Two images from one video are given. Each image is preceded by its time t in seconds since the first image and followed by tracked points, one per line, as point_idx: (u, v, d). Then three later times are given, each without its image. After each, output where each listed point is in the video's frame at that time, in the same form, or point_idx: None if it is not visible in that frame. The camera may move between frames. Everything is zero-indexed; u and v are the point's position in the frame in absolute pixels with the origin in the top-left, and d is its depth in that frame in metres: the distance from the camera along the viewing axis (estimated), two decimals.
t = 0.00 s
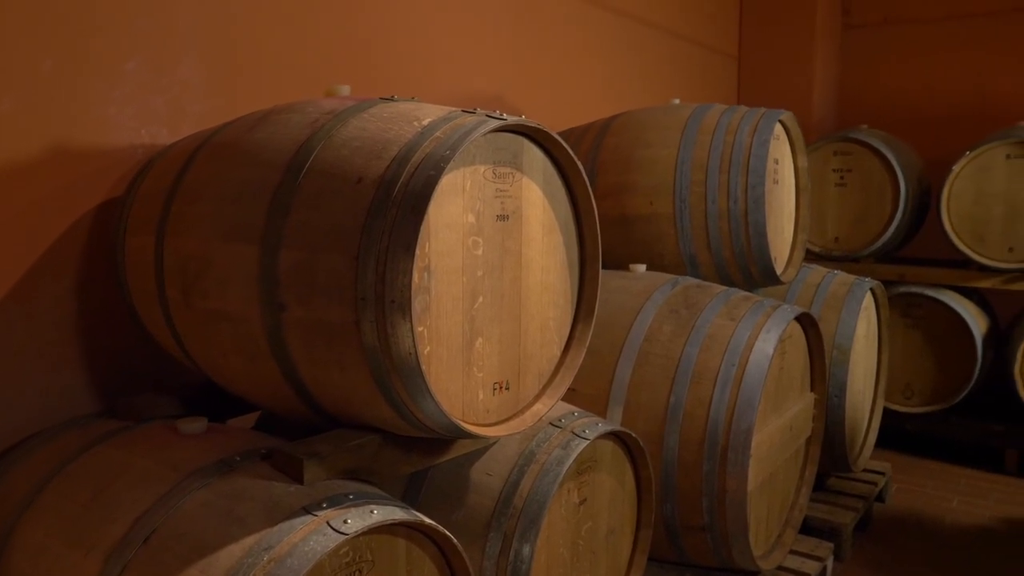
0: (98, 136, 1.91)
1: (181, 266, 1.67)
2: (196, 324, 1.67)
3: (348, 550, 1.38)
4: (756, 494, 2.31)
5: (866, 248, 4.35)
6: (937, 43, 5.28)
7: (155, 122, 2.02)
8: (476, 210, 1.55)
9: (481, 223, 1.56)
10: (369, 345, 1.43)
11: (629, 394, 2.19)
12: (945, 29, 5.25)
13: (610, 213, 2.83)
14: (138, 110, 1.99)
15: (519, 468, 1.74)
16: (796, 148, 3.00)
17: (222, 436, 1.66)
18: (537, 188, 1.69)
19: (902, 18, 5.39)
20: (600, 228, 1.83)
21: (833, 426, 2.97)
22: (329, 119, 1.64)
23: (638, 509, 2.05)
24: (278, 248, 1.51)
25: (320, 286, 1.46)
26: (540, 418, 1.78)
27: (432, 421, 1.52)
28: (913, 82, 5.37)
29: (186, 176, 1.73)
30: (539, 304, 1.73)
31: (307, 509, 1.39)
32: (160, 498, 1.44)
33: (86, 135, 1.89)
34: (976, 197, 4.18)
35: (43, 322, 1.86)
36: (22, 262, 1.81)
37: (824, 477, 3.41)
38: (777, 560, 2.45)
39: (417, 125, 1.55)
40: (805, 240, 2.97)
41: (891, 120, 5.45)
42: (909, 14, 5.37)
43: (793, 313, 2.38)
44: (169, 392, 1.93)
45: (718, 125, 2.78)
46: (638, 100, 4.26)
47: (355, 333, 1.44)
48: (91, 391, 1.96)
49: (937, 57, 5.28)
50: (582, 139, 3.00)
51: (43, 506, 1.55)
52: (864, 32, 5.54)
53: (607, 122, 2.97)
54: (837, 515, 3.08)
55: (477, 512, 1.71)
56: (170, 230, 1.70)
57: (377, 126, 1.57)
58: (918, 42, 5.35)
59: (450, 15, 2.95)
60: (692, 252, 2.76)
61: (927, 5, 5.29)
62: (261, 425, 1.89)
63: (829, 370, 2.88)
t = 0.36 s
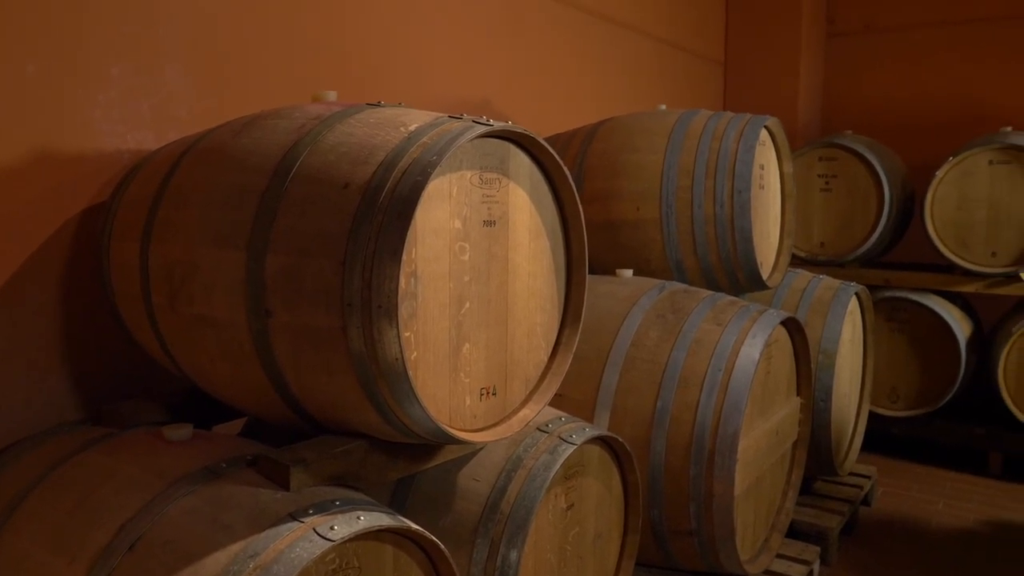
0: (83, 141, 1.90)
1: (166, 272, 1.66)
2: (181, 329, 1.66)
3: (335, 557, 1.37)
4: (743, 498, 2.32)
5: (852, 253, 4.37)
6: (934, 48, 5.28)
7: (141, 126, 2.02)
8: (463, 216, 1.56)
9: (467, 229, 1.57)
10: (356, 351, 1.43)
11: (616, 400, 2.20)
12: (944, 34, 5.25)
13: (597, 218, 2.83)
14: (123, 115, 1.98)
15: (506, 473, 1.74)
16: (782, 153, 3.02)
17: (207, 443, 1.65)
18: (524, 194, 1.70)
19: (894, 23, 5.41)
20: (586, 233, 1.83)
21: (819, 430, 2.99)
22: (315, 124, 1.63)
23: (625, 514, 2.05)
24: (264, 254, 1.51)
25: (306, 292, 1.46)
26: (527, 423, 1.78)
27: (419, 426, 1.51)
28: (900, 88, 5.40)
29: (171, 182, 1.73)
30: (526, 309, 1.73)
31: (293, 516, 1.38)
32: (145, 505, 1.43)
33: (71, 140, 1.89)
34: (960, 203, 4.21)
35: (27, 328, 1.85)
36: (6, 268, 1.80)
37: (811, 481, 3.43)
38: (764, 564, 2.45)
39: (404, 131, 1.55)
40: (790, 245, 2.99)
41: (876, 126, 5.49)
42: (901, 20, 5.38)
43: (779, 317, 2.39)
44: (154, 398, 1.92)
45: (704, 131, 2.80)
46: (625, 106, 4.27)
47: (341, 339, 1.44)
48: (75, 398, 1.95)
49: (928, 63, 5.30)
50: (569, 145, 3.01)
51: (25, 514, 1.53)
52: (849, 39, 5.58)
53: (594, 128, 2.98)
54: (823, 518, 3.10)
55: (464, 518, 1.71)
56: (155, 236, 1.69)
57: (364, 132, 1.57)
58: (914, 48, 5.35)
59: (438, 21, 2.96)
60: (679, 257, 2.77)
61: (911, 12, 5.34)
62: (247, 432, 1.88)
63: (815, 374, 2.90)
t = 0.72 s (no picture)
0: (67, 146, 1.89)
1: (152, 277, 1.65)
2: (166, 334, 1.66)
3: (321, 562, 1.37)
4: (729, 502, 2.33)
5: (837, 257, 4.40)
6: (935, 51, 5.26)
7: (125, 131, 2.01)
8: (450, 221, 1.56)
9: (454, 233, 1.57)
10: (342, 356, 1.43)
11: (603, 403, 2.20)
12: (945, 38, 5.23)
13: (584, 223, 2.84)
14: (108, 120, 1.97)
15: (493, 478, 1.74)
16: (767, 158, 3.04)
17: (193, 448, 1.64)
18: (510, 198, 1.70)
19: (894, 28, 5.40)
20: (573, 238, 1.84)
21: (806, 433, 3.00)
22: (301, 129, 1.63)
23: (613, 518, 2.06)
24: (250, 260, 1.50)
25: (292, 297, 1.46)
26: (515, 427, 1.78)
27: (406, 431, 1.51)
28: (886, 93, 5.44)
29: (157, 186, 1.72)
30: (513, 313, 1.73)
31: (280, 522, 1.37)
32: (130, 511, 1.42)
33: (55, 145, 1.87)
34: (943, 207, 4.25)
35: (10, 333, 1.83)
36: None
37: (797, 484, 3.45)
38: (750, 567, 2.46)
39: (390, 135, 1.55)
40: (776, 249, 3.00)
41: (861, 131, 5.53)
42: (900, 25, 5.38)
43: (765, 321, 2.40)
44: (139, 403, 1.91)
45: (690, 136, 2.81)
46: (612, 111, 4.29)
47: (328, 344, 1.44)
48: (60, 403, 1.93)
49: (930, 66, 5.28)
50: (556, 149, 3.02)
51: (8, 520, 1.52)
52: (834, 45, 5.63)
53: (581, 133, 2.99)
54: (810, 521, 3.11)
55: (451, 523, 1.70)
56: (140, 240, 1.68)
57: (350, 136, 1.57)
58: (915, 51, 5.33)
59: (425, 26, 2.96)
60: (665, 260, 2.78)
61: (896, 18, 5.39)
62: (233, 437, 1.87)
63: (801, 377, 2.91)
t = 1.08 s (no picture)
0: (51, 149, 1.88)
1: (137, 280, 1.64)
2: (151, 338, 1.65)
3: (307, 568, 1.36)
4: (716, 504, 2.33)
5: (822, 260, 4.42)
6: (930, 53, 5.27)
7: (110, 134, 2.00)
8: (436, 224, 1.56)
9: (441, 237, 1.57)
10: (328, 359, 1.42)
11: (590, 406, 2.21)
12: (941, 41, 5.24)
13: (570, 226, 2.85)
14: (92, 122, 1.96)
15: (480, 481, 1.74)
16: (753, 162, 3.06)
17: (179, 453, 1.64)
18: (497, 202, 1.70)
19: (886, 33, 5.42)
20: (559, 241, 1.84)
21: (792, 435, 3.02)
22: (287, 132, 1.63)
23: (600, 521, 2.06)
24: (236, 263, 1.50)
25: (277, 301, 1.45)
26: (501, 431, 1.78)
27: (392, 435, 1.51)
28: (872, 97, 5.48)
29: (142, 189, 1.71)
30: (499, 317, 1.74)
31: (265, 526, 1.37)
32: (115, 516, 1.41)
33: (39, 148, 1.86)
34: (927, 210, 4.28)
35: None
36: None
37: (783, 486, 3.46)
38: (737, 569, 2.47)
39: (377, 139, 1.55)
40: (762, 252, 3.02)
41: (846, 135, 5.56)
42: (892, 30, 5.40)
43: (751, 324, 2.41)
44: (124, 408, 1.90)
45: (676, 140, 2.83)
46: (599, 114, 4.30)
47: (313, 348, 1.43)
48: (44, 408, 1.92)
49: (928, 68, 5.28)
50: (543, 152, 3.02)
51: None
52: (820, 49, 5.67)
53: (567, 136, 3.00)
54: (796, 523, 3.12)
55: (438, 526, 1.70)
56: (125, 244, 1.68)
57: (337, 140, 1.57)
58: (905, 55, 5.36)
59: (411, 30, 2.97)
60: (651, 263, 2.79)
61: (881, 23, 5.43)
62: (218, 441, 1.87)
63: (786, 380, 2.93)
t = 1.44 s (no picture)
0: (35, 150, 1.87)
1: (121, 282, 1.63)
2: (136, 341, 1.64)
3: (293, 571, 1.36)
4: (703, 505, 2.34)
5: (808, 261, 4.45)
6: (915, 55, 5.31)
7: (94, 135, 1.98)
8: (423, 226, 1.55)
9: (427, 239, 1.56)
10: (314, 361, 1.42)
11: (577, 407, 2.21)
12: (925, 43, 5.28)
13: (557, 228, 2.85)
14: (76, 123, 1.94)
15: (467, 483, 1.74)
16: (739, 163, 3.07)
17: (164, 456, 1.63)
18: (483, 204, 1.70)
19: (871, 35, 5.46)
20: (546, 242, 1.84)
21: (778, 435, 3.03)
22: (273, 133, 1.62)
23: (587, 523, 2.06)
24: (221, 265, 1.49)
25: (263, 302, 1.45)
26: (488, 432, 1.78)
27: (379, 437, 1.51)
28: (857, 99, 5.51)
29: (126, 191, 1.70)
30: (486, 319, 1.74)
31: (251, 529, 1.36)
32: (99, 520, 1.40)
33: (22, 149, 1.85)
34: (911, 212, 4.32)
35: None
36: None
37: (770, 486, 3.48)
38: (724, 570, 2.48)
39: (363, 140, 1.55)
40: (748, 253, 3.03)
41: (831, 137, 5.60)
42: (876, 33, 5.44)
43: (737, 325, 2.42)
44: (109, 411, 1.89)
45: (662, 142, 2.84)
46: (585, 116, 4.31)
47: (299, 350, 1.43)
48: (27, 412, 1.90)
49: (916, 70, 5.31)
50: (530, 154, 3.03)
51: None
52: (805, 52, 5.70)
53: (554, 138, 3.00)
54: (783, 523, 3.14)
55: (426, 528, 1.70)
56: (109, 246, 1.66)
57: (323, 142, 1.56)
58: (890, 57, 5.40)
59: (397, 32, 2.96)
60: (638, 265, 2.80)
61: (866, 25, 5.47)
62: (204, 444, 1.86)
63: (772, 380, 2.94)
